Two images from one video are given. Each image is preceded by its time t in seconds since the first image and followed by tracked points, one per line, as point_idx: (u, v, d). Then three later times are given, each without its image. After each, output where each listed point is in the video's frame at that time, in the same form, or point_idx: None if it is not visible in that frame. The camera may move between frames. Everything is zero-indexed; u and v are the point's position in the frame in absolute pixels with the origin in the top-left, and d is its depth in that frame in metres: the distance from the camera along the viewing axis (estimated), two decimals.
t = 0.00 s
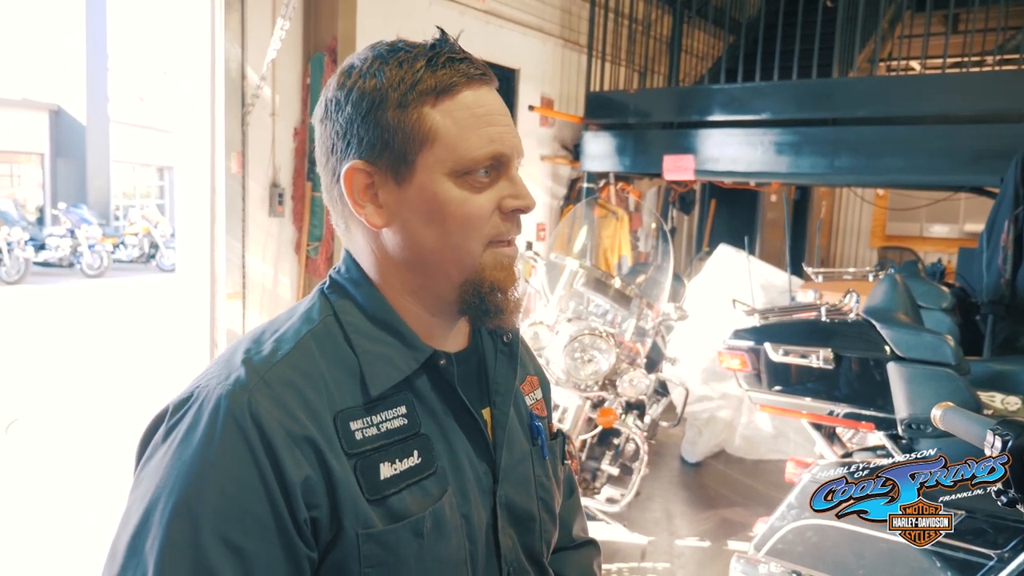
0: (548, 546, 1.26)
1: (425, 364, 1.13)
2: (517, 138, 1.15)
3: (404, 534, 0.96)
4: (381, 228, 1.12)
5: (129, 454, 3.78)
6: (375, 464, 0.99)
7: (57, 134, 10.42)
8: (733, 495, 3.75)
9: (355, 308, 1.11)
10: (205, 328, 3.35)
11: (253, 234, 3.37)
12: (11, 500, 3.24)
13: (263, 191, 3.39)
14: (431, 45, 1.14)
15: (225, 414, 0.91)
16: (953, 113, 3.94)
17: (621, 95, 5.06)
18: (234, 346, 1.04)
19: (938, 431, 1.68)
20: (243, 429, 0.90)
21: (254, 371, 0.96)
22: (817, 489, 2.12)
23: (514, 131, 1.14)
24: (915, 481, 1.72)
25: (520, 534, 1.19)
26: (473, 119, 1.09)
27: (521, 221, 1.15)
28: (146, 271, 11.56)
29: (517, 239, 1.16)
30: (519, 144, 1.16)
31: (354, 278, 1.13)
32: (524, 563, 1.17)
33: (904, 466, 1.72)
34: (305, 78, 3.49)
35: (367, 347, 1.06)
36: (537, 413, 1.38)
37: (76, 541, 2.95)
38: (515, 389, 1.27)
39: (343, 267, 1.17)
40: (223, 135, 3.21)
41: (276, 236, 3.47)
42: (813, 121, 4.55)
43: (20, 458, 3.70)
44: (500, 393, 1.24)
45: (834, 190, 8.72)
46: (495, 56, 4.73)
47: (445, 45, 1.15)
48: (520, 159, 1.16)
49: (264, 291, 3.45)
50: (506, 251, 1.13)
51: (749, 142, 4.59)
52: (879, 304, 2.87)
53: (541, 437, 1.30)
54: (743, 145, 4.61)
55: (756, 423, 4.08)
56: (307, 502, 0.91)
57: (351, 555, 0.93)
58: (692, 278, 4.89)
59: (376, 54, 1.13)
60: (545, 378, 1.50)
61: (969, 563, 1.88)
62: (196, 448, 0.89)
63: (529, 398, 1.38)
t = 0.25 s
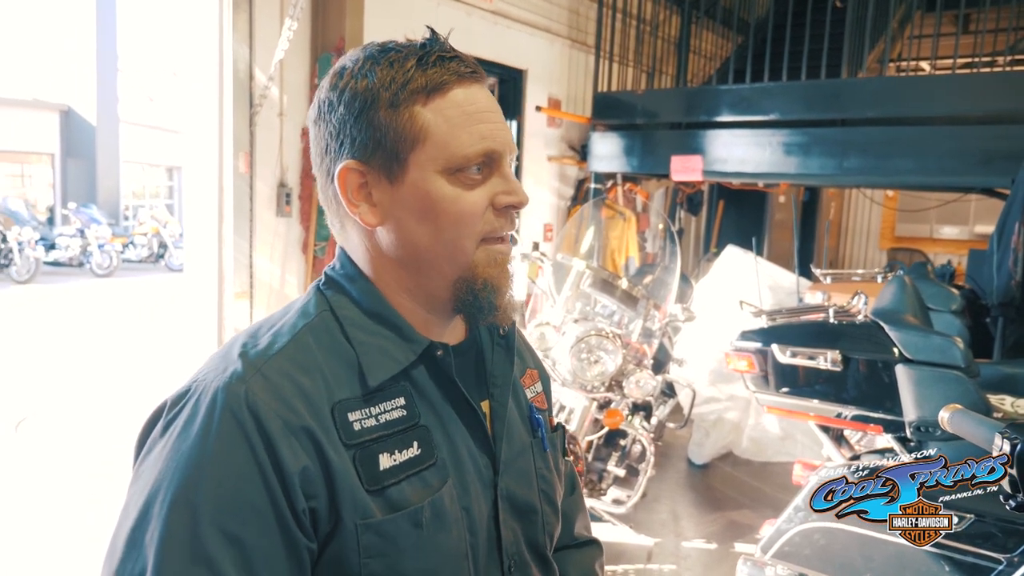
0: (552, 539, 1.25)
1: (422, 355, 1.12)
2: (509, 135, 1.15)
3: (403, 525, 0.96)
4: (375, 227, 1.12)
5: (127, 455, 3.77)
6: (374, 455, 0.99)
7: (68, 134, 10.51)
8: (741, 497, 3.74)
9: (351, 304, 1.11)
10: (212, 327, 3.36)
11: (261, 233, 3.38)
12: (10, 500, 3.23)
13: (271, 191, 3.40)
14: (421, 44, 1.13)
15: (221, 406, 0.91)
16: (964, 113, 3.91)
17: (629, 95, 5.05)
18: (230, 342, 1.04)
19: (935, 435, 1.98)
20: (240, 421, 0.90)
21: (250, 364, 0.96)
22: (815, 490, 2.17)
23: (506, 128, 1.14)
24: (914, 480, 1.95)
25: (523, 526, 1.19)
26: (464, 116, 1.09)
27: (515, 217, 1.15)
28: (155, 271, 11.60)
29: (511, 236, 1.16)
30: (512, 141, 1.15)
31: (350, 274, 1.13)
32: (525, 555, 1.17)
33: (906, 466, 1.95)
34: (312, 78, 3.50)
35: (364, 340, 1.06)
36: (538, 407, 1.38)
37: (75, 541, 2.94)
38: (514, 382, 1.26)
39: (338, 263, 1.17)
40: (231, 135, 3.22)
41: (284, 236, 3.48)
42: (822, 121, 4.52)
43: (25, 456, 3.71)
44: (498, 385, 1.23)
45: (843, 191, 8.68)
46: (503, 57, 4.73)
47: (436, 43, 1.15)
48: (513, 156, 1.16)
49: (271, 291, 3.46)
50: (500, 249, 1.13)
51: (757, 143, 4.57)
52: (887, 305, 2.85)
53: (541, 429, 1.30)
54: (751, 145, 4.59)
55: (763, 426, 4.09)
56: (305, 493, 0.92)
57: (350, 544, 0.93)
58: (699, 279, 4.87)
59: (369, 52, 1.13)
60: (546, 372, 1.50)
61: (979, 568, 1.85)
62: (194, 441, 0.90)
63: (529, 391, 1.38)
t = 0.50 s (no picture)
0: (555, 532, 1.25)
1: (422, 347, 1.12)
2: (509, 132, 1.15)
3: (404, 515, 0.96)
4: (374, 222, 1.11)
5: (129, 455, 3.78)
6: (375, 446, 0.99)
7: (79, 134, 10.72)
8: (750, 497, 3.72)
9: (350, 299, 1.10)
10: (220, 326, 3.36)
11: (270, 232, 3.39)
12: (13, 500, 3.23)
13: (280, 189, 3.42)
14: (422, 42, 1.13)
15: (221, 398, 0.91)
16: (976, 112, 3.88)
17: (638, 93, 5.03)
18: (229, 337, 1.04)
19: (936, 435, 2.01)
20: (241, 413, 0.90)
21: (249, 357, 0.95)
22: (816, 490, 2.16)
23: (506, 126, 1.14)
24: (915, 480, 1.99)
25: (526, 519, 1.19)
26: (464, 114, 1.09)
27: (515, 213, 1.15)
28: (166, 270, 11.64)
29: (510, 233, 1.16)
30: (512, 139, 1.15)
31: (348, 269, 1.13)
32: (528, 548, 1.17)
33: (907, 466, 1.99)
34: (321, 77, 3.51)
35: (364, 332, 1.06)
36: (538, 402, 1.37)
37: (79, 540, 2.94)
38: (513, 376, 1.26)
39: (337, 259, 1.16)
40: (240, 134, 3.23)
41: (292, 235, 3.49)
42: (834, 119, 4.49)
43: (33, 454, 3.73)
44: (497, 378, 1.23)
45: (854, 190, 8.62)
46: (512, 55, 4.73)
47: (437, 41, 1.14)
48: (513, 153, 1.16)
49: (280, 289, 3.47)
50: (498, 246, 1.13)
51: (768, 142, 4.55)
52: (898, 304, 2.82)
53: (542, 422, 1.29)
54: (761, 143, 4.57)
55: (773, 426, 4.07)
56: (306, 483, 0.91)
57: (351, 535, 0.93)
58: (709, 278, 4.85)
59: (369, 49, 1.12)
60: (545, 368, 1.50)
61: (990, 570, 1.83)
62: (194, 433, 0.90)
63: (529, 385, 1.38)
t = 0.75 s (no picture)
0: (547, 532, 1.26)
1: (411, 348, 1.12)
2: (498, 138, 1.15)
3: (391, 516, 0.97)
4: (361, 225, 1.11)
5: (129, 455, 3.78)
6: (362, 448, 0.99)
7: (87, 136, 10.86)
8: (754, 500, 3.71)
9: (340, 301, 1.11)
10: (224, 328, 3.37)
11: (274, 233, 3.40)
12: (18, 499, 3.24)
13: (284, 191, 3.42)
14: (412, 45, 1.13)
15: (208, 400, 0.91)
16: (982, 114, 3.86)
17: (643, 95, 5.03)
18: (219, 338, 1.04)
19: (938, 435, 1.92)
20: (228, 415, 0.90)
21: (237, 358, 0.96)
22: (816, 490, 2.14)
23: (495, 131, 1.14)
24: (915, 480, 1.91)
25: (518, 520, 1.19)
26: (452, 119, 1.09)
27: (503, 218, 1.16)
28: (173, 270, 11.68)
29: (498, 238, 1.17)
30: (501, 145, 1.16)
31: (338, 271, 1.14)
32: (520, 550, 1.17)
33: (906, 467, 1.89)
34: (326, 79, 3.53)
35: (353, 334, 1.07)
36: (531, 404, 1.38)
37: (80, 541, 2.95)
38: (505, 377, 1.27)
39: (327, 260, 1.17)
40: (245, 136, 3.24)
41: (297, 236, 3.50)
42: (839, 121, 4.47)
43: (37, 454, 3.74)
44: (488, 379, 1.24)
45: (861, 192, 8.60)
46: (516, 57, 4.73)
47: (428, 45, 1.14)
48: (501, 158, 1.16)
49: (284, 290, 3.48)
50: (484, 252, 1.14)
51: (772, 143, 4.54)
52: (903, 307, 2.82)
53: (534, 423, 1.30)
54: (766, 145, 4.56)
55: (778, 429, 4.06)
56: (293, 484, 0.92)
57: (338, 536, 0.94)
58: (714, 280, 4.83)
59: (361, 53, 1.13)
60: (539, 370, 1.50)
61: None
62: (181, 434, 0.90)
63: (522, 387, 1.38)
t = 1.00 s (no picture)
0: (546, 531, 1.29)
1: (406, 346, 1.16)
2: (485, 134, 1.16)
3: (384, 513, 1.00)
4: (348, 217, 1.15)
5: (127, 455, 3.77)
6: (356, 445, 1.03)
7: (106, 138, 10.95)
8: (766, 504, 3.68)
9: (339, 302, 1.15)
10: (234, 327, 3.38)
11: (287, 234, 3.42)
12: (22, 499, 3.25)
13: (297, 191, 3.44)
14: (403, 42, 1.15)
15: (203, 396, 0.95)
16: (1000, 115, 3.82)
17: (656, 96, 5.01)
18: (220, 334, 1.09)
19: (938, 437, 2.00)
20: (220, 410, 0.94)
21: (233, 356, 1.00)
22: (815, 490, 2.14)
23: (482, 127, 1.15)
24: (915, 480, 1.95)
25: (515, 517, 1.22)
26: (433, 114, 1.10)
27: (490, 215, 1.16)
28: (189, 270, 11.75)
29: (487, 236, 1.17)
30: (489, 140, 1.16)
31: (336, 270, 1.18)
32: (518, 549, 1.20)
33: (906, 467, 1.94)
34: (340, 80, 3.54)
35: (349, 333, 1.10)
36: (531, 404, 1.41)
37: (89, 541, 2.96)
38: (502, 377, 1.30)
39: (326, 259, 1.21)
40: (258, 136, 3.26)
41: (309, 236, 3.52)
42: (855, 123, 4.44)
43: (53, 451, 3.79)
44: (486, 379, 1.27)
45: (877, 194, 8.52)
46: (529, 58, 4.73)
47: (421, 41, 1.17)
48: (488, 155, 1.17)
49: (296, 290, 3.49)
50: (470, 250, 1.15)
51: (787, 145, 4.51)
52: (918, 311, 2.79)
53: (534, 424, 1.34)
54: (780, 147, 4.53)
55: (790, 432, 4.03)
56: (286, 480, 0.95)
57: (331, 532, 0.97)
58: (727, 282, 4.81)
59: (354, 53, 1.16)
60: (540, 370, 1.52)
61: None
62: (178, 431, 0.94)
63: (521, 387, 1.41)
